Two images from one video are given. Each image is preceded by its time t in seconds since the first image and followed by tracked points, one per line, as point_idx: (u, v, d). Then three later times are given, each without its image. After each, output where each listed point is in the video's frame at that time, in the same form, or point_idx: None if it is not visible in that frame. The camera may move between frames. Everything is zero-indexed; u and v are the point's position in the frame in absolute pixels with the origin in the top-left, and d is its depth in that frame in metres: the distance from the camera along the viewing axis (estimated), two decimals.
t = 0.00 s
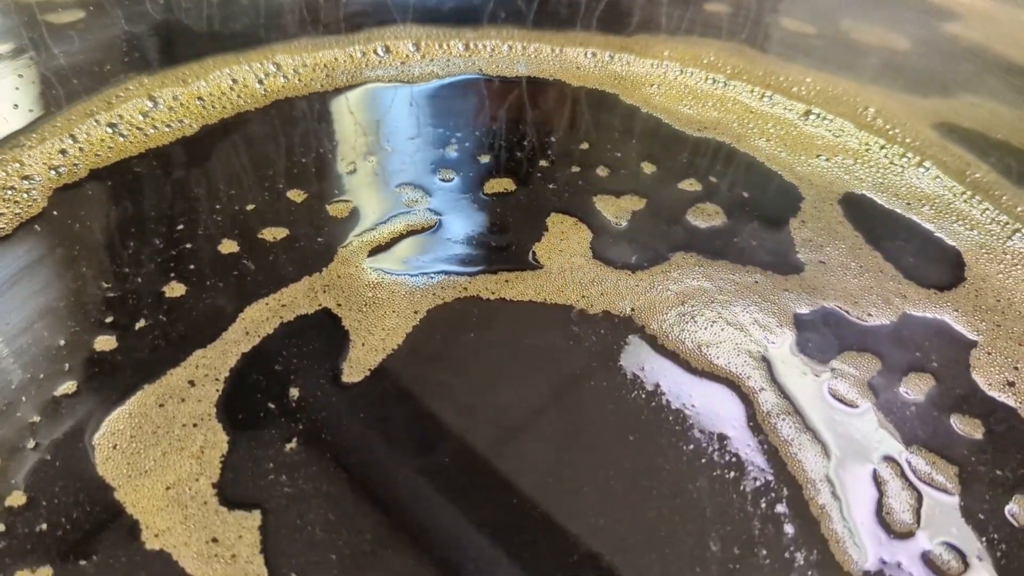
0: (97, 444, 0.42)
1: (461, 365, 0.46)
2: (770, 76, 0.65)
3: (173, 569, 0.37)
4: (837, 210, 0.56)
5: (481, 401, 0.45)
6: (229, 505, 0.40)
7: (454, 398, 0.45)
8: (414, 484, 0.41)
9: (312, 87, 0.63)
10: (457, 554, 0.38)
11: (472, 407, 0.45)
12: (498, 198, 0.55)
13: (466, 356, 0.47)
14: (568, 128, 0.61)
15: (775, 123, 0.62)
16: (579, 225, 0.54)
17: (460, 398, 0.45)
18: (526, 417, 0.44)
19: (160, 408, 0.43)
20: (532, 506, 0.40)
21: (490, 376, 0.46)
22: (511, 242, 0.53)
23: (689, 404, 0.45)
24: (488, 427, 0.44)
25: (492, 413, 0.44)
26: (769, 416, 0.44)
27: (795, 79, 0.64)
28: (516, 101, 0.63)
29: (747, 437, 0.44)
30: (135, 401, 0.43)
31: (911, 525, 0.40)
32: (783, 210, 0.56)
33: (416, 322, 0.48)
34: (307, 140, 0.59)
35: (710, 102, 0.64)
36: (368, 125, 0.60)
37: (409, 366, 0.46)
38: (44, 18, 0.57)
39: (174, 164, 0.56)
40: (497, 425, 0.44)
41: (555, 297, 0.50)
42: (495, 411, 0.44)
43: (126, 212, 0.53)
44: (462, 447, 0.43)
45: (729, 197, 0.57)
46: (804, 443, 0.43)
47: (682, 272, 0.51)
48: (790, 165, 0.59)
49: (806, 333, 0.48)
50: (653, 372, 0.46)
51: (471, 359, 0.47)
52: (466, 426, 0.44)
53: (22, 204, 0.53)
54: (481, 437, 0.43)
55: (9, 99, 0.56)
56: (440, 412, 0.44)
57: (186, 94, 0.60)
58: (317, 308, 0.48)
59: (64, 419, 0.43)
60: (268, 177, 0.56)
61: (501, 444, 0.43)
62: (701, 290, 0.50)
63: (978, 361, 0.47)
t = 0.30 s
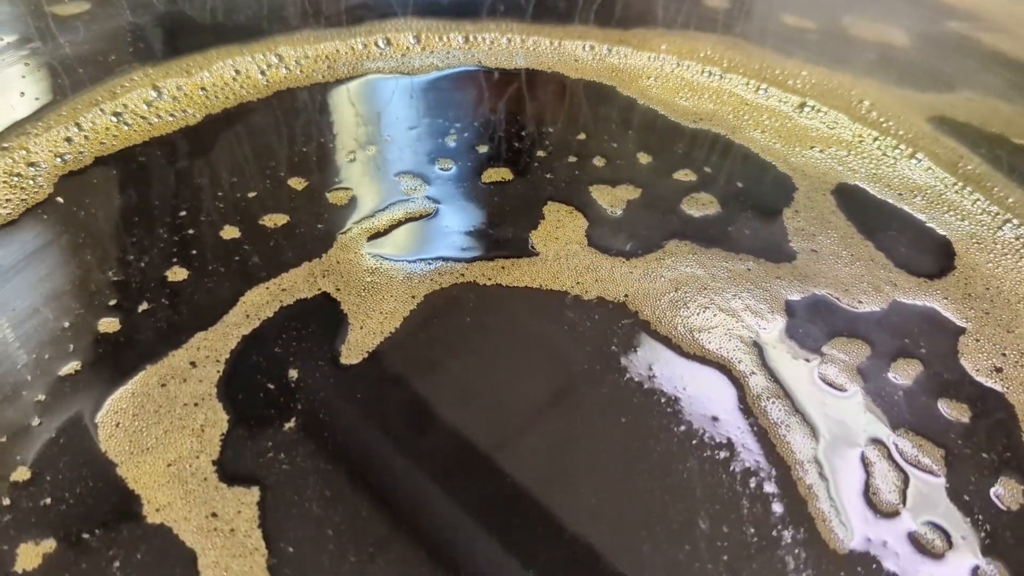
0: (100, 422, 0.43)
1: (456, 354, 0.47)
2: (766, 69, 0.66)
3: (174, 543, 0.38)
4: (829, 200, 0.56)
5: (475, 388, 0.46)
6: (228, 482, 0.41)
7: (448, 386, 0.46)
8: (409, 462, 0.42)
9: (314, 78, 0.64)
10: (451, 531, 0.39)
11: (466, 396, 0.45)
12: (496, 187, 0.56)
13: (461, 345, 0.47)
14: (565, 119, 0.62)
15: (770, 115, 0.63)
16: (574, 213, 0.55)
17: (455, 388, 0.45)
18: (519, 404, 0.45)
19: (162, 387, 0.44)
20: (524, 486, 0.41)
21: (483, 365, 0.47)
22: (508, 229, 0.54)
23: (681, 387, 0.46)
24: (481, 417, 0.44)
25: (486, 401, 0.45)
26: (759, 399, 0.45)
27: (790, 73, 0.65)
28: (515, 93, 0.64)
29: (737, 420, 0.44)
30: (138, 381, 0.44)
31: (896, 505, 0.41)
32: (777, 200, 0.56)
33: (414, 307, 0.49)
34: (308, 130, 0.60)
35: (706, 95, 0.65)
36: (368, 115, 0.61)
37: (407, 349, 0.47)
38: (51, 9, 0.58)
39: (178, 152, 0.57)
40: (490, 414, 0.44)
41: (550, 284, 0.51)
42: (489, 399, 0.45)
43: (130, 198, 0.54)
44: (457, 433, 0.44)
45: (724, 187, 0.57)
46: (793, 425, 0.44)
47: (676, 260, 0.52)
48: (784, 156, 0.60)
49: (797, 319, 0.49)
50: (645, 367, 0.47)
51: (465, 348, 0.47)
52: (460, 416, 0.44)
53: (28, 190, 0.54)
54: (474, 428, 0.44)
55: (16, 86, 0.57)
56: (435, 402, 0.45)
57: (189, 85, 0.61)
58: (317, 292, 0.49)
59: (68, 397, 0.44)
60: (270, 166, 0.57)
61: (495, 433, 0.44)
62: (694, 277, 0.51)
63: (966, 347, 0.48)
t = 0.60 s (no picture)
0: (106, 401, 0.44)
1: (454, 342, 0.48)
2: (764, 61, 0.66)
3: (178, 517, 0.39)
4: (825, 189, 0.57)
5: (472, 376, 0.46)
6: (231, 459, 0.42)
7: (447, 375, 0.46)
8: (409, 442, 0.43)
9: (318, 68, 0.64)
10: (449, 508, 0.40)
11: (465, 385, 0.46)
12: (496, 176, 0.57)
13: (458, 333, 0.48)
14: (565, 110, 0.63)
15: (767, 107, 0.64)
16: (573, 202, 0.56)
17: (452, 381, 0.46)
18: (516, 391, 0.46)
19: (167, 368, 0.45)
20: (521, 466, 0.42)
21: (481, 354, 0.47)
22: (507, 217, 0.54)
23: (676, 370, 0.47)
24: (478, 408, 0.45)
25: (484, 388, 0.46)
26: (753, 382, 0.46)
27: (789, 65, 0.66)
28: (515, 84, 0.65)
29: (731, 402, 0.45)
30: (143, 361, 0.45)
31: (886, 486, 0.42)
32: (773, 189, 0.57)
33: (414, 292, 0.50)
34: (312, 119, 0.60)
35: (704, 87, 0.66)
36: (370, 105, 0.62)
37: (407, 333, 0.48)
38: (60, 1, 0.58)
39: (183, 140, 0.58)
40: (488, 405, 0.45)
41: (549, 270, 0.51)
42: (487, 386, 0.46)
43: (136, 185, 0.54)
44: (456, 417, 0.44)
45: (721, 176, 0.58)
46: (786, 408, 0.45)
47: (673, 247, 0.53)
48: (781, 147, 0.60)
49: (791, 305, 0.50)
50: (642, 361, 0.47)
51: (463, 337, 0.48)
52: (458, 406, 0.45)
53: (36, 176, 0.55)
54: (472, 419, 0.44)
55: (24, 74, 0.58)
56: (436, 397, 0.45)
57: (194, 74, 0.62)
58: (319, 277, 0.50)
59: (75, 377, 0.45)
60: (274, 154, 0.58)
61: (492, 421, 0.44)
62: (690, 263, 0.52)
63: (958, 334, 0.49)
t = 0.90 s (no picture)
0: (116, 379, 0.45)
1: (456, 339, 0.48)
2: (765, 53, 0.67)
3: (186, 491, 0.40)
4: (824, 178, 0.58)
5: (474, 372, 0.46)
6: (238, 435, 0.43)
7: (450, 369, 0.46)
8: (413, 420, 0.44)
9: (324, 58, 0.66)
10: (450, 485, 0.41)
11: (467, 381, 0.46)
12: (499, 163, 0.58)
13: (460, 329, 0.48)
14: (568, 100, 0.64)
15: (768, 98, 0.65)
16: (575, 189, 0.56)
17: (455, 376, 0.46)
18: (517, 388, 0.46)
19: (176, 347, 0.46)
20: (520, 461, 0.43)
21: (483, 350, 0.47)
22: (510, 204, 0.55)
23: (675, 352, 0.47)
24: (479, 403, 0.45)
25: (486, 383, 0.46)
26: (751, 363, 0.47)
27: (789, 57, 0.66)
28: (519, 74, 0.66)
29: (729, 382, 0.46)
30: (152, 340, 0.46)
31: (881, 465, 0.43)
32: (773, 178, 0.58)
33: (418, 275, 0.50)
34: (318, 108, 0.61)
35: (705, 78, 0.66)
36: (376, 94, 0.63)
37: (411, 315, 0.49)
38: None
39: (192, 127, 0.59)
40: (490, 403, 0.45)
41: (551, 255, 0.52)
42: (488, 380, 0.46)
43: (146, 170, 0.55)
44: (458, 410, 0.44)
45: (722, 165, 0.59)
46: (783, 389, 0.46)
47: (674, 233, 0.54)
48: (780, 136, 0.61)
49: (790, 289, 0.51)
50: (645, 357, 0.47)
51: (465, 333, 0.48)
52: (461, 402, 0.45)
53: (48, 161, 0.56)
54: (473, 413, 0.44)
55: (37, 61, 0.59)
56: (438, 391, 0.45)
57: (203, 64, 0.63)
58: (325, 260, 0.51)
59: (87, 355, 0.46)
60: (281, 141, 0.58)
61: (495, 416, 0.44)
62: (691, 249, 0.53)
63: (954, 318, 0.49)
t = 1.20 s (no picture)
0: (129, 357, 0.46)
1: (458, 341, 0.48)
2: (767, 45, 0.68)
3: (198, 464, 0.41)
4: (824, 167, 0.59)
5: (477, 374, 0.46)
6: (249, 412, 0.44)
7: (452, 371, 0.46)
8: (419, 399, 0.45)
9: (332, 49, 0.67)
10: (456, 462, 0.42)
11: (469, 384, 0.46)
12: (504, 152, 0.59)
13: (462, 330, 0.48)
14: (572, 90, 0.65)
15: (769, 89, 0.66)
16: (578, 177, 0.57)
17: (458, 379, 0.46)
18: (519, 389, 0.46)
19: (188, 326, 0.47)
20: (524, 445, 0.43)
21: (485, 353, 0.47)
22: (514, 191, 0.56)
23: (676, 335, 0.48)
24: (482, 390, 0.45)
25: (489, 384, 0.46)
26: (750, 346, 0.48)
27: (790, 49, 0.67)
28: (524, 66, 0.67)
29: (729, 364, 0.47)
30: (165, 320, 0.47)
31: (877, 444, 0.44)
32: (774, 167, 0.59)
33: (424, 260, 0.51)
34: (326, 97, 0.62)
35: (707, 69, 0.67)
36: (383, 84, 0.64)
37: (417, 298, 0.50)
38: None
39: (202, 115, 0.60)
40: (492, 409, 0.45)
41: (554, 241, 0.53)
42: (491, 381, 0.46)
43: (157, 157, 0.57)
44: (461, 412, 0.45)
45: (723, 154, 0.60)
46: (781, 370, 0.47)
47: (675, 220, 0.55)
48: (781, 126, 0.62)
49: (789, 274, 0.51)
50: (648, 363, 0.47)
51: (466, 335, 0.48)
52: (464, 405, 0.45)
53: (62, 147, 0.57)
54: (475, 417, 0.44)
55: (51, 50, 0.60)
56: (442, 378, 0.46)
57: (213, 54, 0.64)
58: (333, 244, 0.52)
59: (100, 334, 0.47)
60: (289, 129, 0.60)
61: (499, 418, 0.44)
62: (692, 235, 0.54)
63: (950, 303, 0.50)
